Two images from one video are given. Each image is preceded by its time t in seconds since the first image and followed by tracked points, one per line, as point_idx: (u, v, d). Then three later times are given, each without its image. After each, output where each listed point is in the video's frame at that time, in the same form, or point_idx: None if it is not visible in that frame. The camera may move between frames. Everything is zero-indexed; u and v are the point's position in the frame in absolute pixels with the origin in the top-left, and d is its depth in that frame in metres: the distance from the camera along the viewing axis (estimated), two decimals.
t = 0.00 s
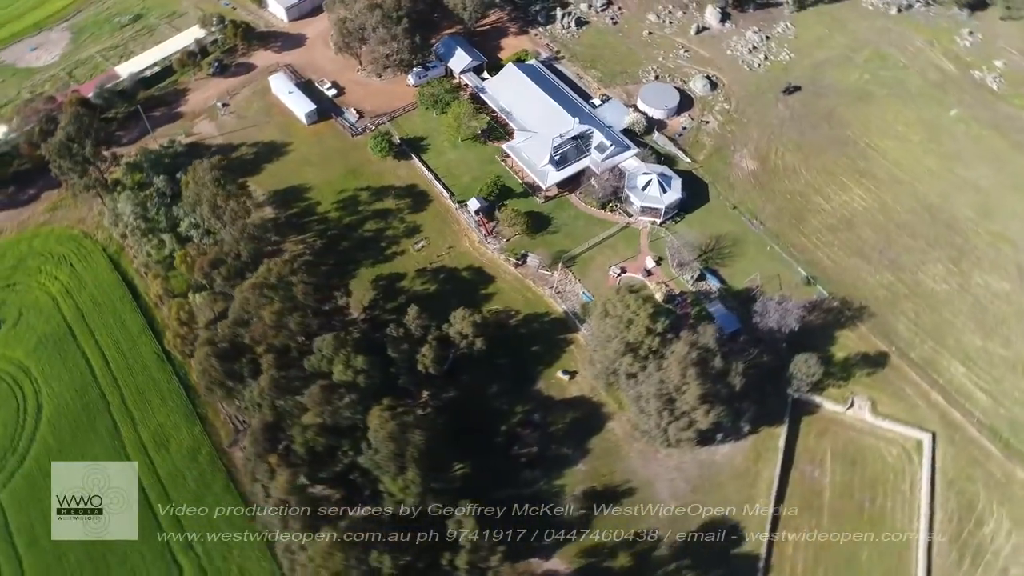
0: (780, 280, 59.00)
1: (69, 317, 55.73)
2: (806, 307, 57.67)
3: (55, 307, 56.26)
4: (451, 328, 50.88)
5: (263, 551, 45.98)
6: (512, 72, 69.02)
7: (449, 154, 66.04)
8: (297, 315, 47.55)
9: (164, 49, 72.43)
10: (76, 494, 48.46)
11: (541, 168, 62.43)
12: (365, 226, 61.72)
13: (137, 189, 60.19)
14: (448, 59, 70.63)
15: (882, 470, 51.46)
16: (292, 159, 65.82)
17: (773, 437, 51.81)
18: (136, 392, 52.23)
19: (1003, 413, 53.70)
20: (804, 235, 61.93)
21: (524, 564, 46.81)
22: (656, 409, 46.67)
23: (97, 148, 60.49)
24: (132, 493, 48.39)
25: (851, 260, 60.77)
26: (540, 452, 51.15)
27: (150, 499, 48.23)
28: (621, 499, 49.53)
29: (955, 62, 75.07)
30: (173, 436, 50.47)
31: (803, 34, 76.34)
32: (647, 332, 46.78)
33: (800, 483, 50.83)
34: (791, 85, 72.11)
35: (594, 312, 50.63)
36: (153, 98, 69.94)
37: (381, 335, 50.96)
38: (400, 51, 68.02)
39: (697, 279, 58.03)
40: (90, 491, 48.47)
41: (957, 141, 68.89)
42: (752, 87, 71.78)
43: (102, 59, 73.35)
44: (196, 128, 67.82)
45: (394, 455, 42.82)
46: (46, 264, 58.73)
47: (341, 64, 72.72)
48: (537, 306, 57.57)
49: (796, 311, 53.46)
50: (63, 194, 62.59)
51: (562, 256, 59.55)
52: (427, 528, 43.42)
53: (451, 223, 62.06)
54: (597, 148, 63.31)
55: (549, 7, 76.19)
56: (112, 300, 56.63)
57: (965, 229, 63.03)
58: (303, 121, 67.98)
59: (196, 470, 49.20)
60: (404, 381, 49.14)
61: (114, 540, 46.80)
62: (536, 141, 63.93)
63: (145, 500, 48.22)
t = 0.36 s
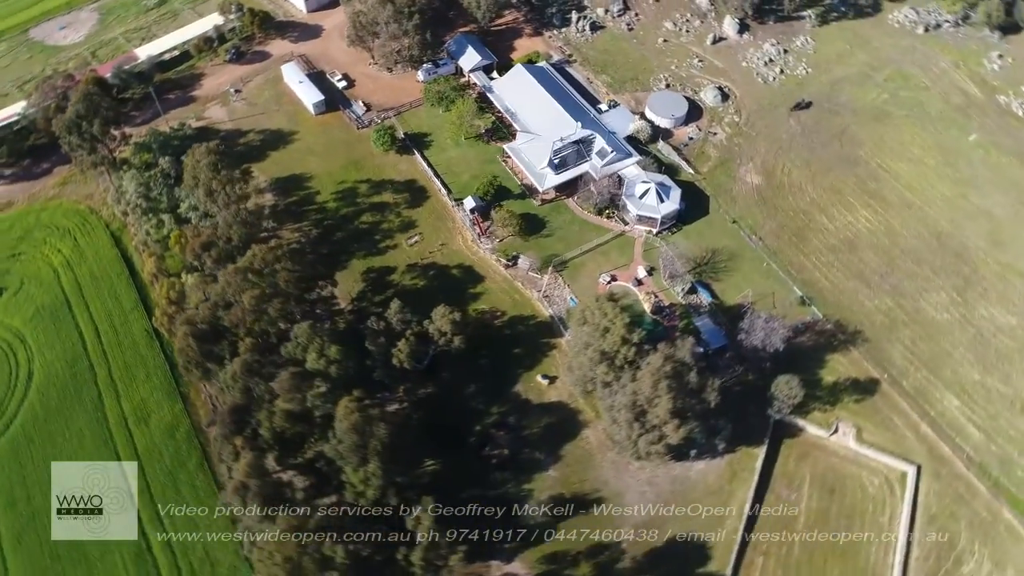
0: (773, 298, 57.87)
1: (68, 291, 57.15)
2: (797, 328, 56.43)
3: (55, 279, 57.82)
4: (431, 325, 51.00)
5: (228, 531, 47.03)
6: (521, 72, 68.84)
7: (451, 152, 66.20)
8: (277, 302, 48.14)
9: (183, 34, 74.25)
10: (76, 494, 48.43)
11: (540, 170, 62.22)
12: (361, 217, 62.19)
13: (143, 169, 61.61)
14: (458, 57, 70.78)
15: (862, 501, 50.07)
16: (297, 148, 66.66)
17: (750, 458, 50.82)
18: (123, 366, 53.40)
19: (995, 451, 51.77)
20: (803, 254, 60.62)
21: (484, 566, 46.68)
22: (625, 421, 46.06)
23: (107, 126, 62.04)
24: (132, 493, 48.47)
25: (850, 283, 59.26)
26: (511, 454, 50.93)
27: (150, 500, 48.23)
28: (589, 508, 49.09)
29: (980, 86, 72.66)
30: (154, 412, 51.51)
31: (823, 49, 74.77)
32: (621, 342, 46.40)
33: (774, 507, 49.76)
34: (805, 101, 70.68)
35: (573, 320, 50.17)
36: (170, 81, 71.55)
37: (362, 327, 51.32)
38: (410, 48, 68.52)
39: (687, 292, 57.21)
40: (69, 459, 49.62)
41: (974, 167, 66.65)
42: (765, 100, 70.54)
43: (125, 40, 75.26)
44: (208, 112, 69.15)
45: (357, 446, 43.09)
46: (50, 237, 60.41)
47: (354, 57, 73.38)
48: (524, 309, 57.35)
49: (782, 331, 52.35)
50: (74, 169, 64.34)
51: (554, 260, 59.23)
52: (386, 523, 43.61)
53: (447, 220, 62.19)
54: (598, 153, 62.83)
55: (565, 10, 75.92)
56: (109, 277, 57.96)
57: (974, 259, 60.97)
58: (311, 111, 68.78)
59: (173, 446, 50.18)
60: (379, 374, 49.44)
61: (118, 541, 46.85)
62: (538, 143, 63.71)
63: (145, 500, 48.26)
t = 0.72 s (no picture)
0: (765, 316, 56.70)
1: (69, 264, 58.78)
2: (786, 348, 55.28)
3: (58, 252, 59.52)
4: (411, 320, 51.21)
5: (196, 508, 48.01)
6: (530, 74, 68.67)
7: (454, 149, 66.37)
8: (259, 287, 48.88)
9: (204, 19, 75.80)
10: (76, 494, 48.47)
11: (539, 173, 61.97)
12: (358, 209, 62.72)
13: (151, 149, 63.06)
14: (469, 55, 70.92)
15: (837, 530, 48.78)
16: (303, 137, 67.50)
17: (725, 477, 49.90)
18: (113, 340, 54.77)
19: (982, 489, 49.94)
20: (800, 274, 59.33)
21: (444, 564, 46.70)
22: (594, 430, 45.61)
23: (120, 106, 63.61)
24: (132, 492, 48.55)
25: (846, 306, 57.78)
26: (482, 455, 50.78)
27: (148, 498, 48.32)
28: (555, 515, 48.73)
29: (1005, 111, 70.14)
30: (138, 386, 52.72)
31: (843, 65, 73.08)
32: (595, 350, 46.10)
33: (746, 528, 48.74)
34: (818, 117, 69.16)
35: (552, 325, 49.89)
36: (188, 65, 73.07)
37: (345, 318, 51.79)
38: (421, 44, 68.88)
39: (676, 304, 56.42)
40: (54, 425, 51.04)
41: (990, 196, 64.34)
42: (777, 115, 69.20)
43: (149, 23, 77.07)
44: (220, 97, 70.43)
45: (322, 435, 43.48)
46: (57, 210, 62.23)
47: (368, 51, 74.03)
48: (510, 310, 57.17)
49: (767, 350, 51.26)
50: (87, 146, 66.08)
51: (544, 264, 58.96)
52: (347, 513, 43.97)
53: (443, 217, 62.36)
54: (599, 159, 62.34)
55: (581, 13, 75.56)
56: (110, 253, 59.44)
57: (980, 289, 58.91)
58: (320, 102, 69.57)
59: (154, 421, 51.29)
60: (355, 365, 49.78)
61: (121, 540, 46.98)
62: (539, 145, 63.46)
63: (144, 499, 48.34)
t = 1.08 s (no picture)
0: (756, 335, 55.61)
1: (75, 237, 60.51)
2: (774, 368, 54.15)
3: (66, 224, 61.33)
4: (394, 313, 51.50)
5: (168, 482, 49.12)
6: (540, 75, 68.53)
7: (458, 147, 66.55)
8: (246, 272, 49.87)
9: (228, 6, 77.40)
10: (76, 494, 48.55)
11: (539, 176, 61.79)
12: (358, 201, 63.30)
13: (163, 131, 64.57)
14: (482, 54, 71.04)
15: (810, 558, 47.47)
16: (312, 127, 68.39)
17: (697, 494, 49.24)
18: (109, 313, 56.26)
19: (967, 529, 48.16)
20: (797, 294, 58.03)
21: (405, 558, 46.80)
22: (563, 436, 45.26)
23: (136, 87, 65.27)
24: (132, 492, 48.66)
25: (842, 330, 56.30)
26: (455, 452, 50.74)
27: (148, 498, 48.52)
28: (521, 518, 48.45)
29: None
30: (127, 360, 54.02)
31: (863, 84, 71.30)
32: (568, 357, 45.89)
33: (715, 549, 47.72)
34: (832, 135, 67.58)
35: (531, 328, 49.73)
36: (209, 51, 74.63)
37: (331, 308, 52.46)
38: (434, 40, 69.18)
39: (665, 316, 55.67)
40: (44, 392, 52.53)
41: (1007, 226, 61.98)
42: (790, 130, 67.80)
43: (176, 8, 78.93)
44: (236, 83, 71.79)
45: (291, 421, 44.03)
46: (69, 184, 64.12)
47: (384, 45, 74.69)
48: (498, 311, 57.09)
49: (750, 369, 50.27)
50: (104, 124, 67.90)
51: (536, 267, 58.75)
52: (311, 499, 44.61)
53: (440, 214, 62.56)
54: (600, 165, 61.90)
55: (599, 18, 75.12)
56: (114, 229, 61.02)
57: (986, 323, 56.84)
58: (332, 93, 70.42)
59: (139, 395, 52.48)
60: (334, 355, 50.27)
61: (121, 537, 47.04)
62: (542, 148, 63.26)
63: (144, 499, 48.51)
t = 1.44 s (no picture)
0: (743, 352, 54.64)
1: (83, 212, 62.28)
2: (757, 387, 53.12)
3: (76, 199, 63.15)
4: (376, 306, 51.87)
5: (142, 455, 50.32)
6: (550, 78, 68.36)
7: (461, 145, 66.75)
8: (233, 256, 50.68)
9: None
10: (76, 494, 48.70)
11: (538, 178, 61.68)
12: (357, 193, 63.92)
13: (175, 113, 66.12)
14: (494, 54, 71.14)
15: None
16: (320, 117, 69.30)
17: (667, 509, 48.46)
18: (107, 288, 57.76)
19: (943, 568, 46.55)
20: (790, 314, 56.83)
21: (367, 549, 47.04)
22: (529, 440, 45.08)
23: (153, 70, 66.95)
24: (131, 495, 48.81)
25: (833, 354, 54.94)
26: (426, 448, 50.83)
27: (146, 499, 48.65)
28: (485, 519, 48.35)
29: None
30: (118, 334, 55.43)
31: (881, 103, 69.52)
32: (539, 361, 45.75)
33: (679, 566, 46.93)
34: (843, 154, 66.06)
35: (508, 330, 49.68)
36: (229, 38, 76.14)
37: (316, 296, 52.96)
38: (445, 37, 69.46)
39: (650, 326, 55.02)
40: (38, 359, 54.14)
41: (1018, 258, 59.77)
42: (799, 147, 66.45)
43: None
44: (252, 71, 73.11)
45: (262, 405, 44.70)
46: (82, 160, 66.02)
47: (398, 40, 75.31)
48: (484, 310, 57.11)
49: (729, 386, 49.35)
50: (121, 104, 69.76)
51: (526, 269, 58.62)
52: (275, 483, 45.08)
53: (437, 210, 62.82)
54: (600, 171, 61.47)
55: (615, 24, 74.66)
56: (121, 207, 62.67)
57: (986, 357, 54.89)
58: (343, 85, 71.24)
59: (126, 368, 53.78)
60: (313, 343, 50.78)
61: (107, 538, 47.15)
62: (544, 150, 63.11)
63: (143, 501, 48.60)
